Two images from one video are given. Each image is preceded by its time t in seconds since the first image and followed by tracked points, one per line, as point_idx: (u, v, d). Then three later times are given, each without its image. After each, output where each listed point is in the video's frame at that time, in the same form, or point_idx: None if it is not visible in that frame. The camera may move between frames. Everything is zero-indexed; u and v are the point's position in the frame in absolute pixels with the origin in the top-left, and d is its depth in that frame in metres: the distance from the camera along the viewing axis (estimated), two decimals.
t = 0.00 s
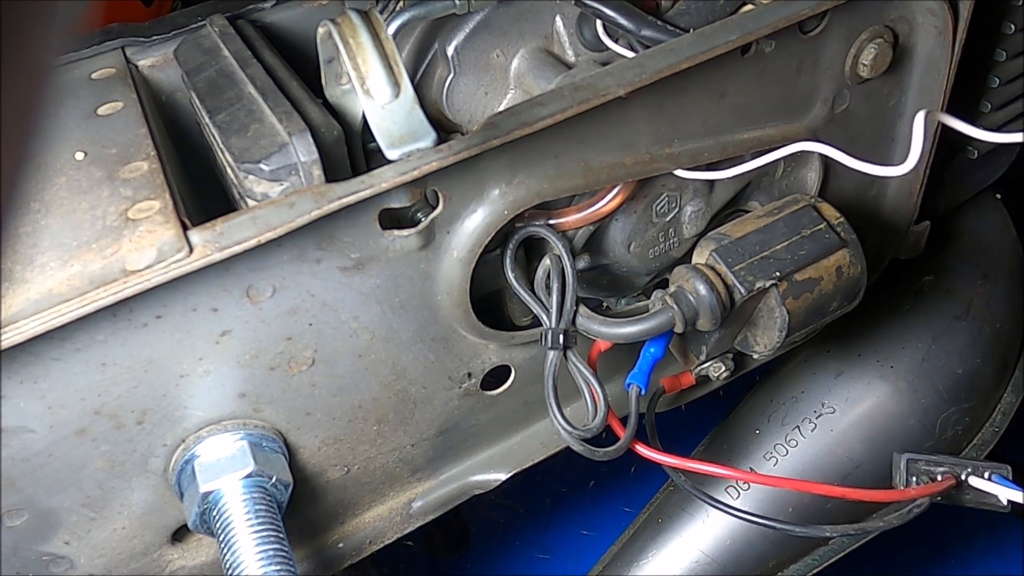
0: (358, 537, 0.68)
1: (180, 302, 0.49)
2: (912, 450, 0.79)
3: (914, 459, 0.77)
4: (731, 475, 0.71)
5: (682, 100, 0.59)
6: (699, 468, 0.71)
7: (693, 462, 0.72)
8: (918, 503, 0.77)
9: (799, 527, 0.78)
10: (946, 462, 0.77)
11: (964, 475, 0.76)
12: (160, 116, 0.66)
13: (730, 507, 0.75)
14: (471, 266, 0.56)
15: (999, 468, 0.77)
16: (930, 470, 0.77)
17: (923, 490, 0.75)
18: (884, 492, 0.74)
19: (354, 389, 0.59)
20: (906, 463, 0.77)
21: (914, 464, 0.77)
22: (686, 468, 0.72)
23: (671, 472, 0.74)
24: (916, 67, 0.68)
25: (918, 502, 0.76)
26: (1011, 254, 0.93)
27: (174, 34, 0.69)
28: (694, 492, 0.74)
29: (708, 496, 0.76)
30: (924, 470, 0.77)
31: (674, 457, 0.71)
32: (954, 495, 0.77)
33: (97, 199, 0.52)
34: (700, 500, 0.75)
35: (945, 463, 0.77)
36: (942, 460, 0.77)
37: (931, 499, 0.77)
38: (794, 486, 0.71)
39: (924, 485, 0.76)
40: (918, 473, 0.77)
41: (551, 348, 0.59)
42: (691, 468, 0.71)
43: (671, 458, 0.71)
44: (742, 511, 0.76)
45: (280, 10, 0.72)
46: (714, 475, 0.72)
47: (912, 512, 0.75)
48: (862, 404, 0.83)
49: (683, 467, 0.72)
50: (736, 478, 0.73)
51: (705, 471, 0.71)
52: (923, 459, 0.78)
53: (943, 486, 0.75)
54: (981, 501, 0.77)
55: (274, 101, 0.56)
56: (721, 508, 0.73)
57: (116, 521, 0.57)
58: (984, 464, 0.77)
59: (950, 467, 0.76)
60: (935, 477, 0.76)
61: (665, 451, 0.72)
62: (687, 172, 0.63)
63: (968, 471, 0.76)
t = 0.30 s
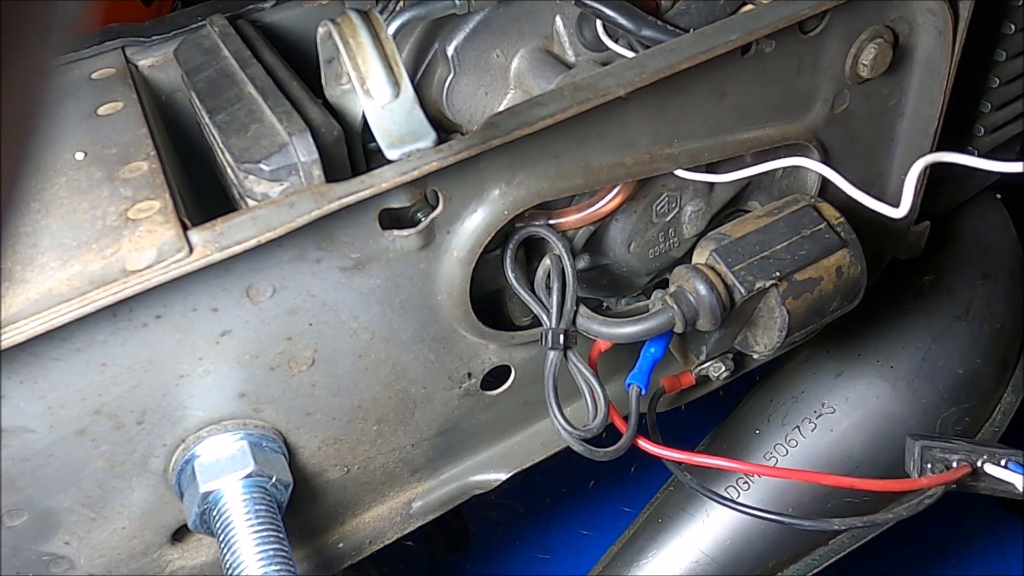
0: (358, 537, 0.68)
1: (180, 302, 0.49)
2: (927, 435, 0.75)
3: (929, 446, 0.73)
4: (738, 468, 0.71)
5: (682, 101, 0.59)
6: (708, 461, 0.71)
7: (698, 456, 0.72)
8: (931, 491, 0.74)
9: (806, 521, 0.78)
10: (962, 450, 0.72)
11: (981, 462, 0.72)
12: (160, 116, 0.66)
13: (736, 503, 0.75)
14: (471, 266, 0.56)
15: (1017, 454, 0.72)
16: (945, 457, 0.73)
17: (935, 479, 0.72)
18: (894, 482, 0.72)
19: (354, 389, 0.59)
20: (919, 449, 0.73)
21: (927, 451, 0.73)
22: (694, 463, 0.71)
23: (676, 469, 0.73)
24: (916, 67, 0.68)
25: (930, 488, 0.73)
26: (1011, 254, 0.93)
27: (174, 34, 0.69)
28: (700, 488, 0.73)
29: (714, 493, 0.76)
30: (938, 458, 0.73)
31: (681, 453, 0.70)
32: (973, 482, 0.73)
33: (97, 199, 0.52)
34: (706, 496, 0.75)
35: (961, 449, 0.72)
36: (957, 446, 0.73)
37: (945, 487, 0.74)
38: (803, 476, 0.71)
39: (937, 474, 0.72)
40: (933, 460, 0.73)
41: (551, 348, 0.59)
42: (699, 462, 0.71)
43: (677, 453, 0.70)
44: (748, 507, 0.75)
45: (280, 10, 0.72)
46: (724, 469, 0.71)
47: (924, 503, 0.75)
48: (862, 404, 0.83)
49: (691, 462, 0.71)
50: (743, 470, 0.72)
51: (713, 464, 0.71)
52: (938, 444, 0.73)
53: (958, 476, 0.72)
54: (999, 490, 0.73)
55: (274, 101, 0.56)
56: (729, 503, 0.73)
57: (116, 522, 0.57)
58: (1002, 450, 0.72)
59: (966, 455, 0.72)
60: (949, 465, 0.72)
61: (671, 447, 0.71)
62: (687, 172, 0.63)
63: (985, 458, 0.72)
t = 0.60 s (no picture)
0: (358, 537, 0.68)
1: (180, 302, 0.49)
2: (923, 411, 0.72)
3: (929, 422, 0.71)
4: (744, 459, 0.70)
5: (682, 101, 0.59)
6: (715, 454, 0.70)
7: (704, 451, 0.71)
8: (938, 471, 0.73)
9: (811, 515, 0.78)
10: (963, 423, 0.70)
11: (983, 434, 0.69)
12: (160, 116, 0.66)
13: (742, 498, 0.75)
14: (471, 266, 0.56)
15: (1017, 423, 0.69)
16: (947, 433, 0.70)
17: (938, 458, 0.69)
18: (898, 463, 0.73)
19: (354, 389, 0.59)
20: (920, 427, 0.71)
21: (929, 428, 0.70)
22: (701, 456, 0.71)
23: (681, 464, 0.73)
24: (916, 67, 0.68)
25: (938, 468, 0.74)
26: (1011, 254, 0.93)
27: (174, 35, 0.69)
28: (706, 482, 0.73)
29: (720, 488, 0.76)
30: (940, 434, 0.70)
31: (687, 446, 0.70)
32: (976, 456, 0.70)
33: (97, 199, 0.52)
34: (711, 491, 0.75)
35: (962, 424, 0.70)
36: (958, 421, 0.70)
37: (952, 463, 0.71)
38: (809, 465, 0.71)
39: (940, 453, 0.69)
40: (934, 437, 0.70)
41: (551, 348, 0.59)
42: (705, 455, 0.70)
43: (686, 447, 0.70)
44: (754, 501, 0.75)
45: (280, 10, 0.72)
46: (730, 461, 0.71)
47: (931, 489, 0.76)
48: (862, 404, 0.83)
49: (697, 456, 0.71)
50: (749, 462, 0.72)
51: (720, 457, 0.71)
52: (937, 420, 0.71)
53: (960, 452, 0.69)
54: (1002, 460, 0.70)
55: (274, 101, 0.56)
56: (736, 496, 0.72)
57: (116, 522, 0.57)
58: (1002, 421, 0.70)
59: (968, 428, 0.69)
60: (952, 440, 0.70)
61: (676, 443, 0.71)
62: (686, 173, 0.63)
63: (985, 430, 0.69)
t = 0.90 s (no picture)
0: (358, 537, 0.68)
1: (180, 302, 0.49)
2: (934, 413, 0.73)
3: (939, 426, 0.71)
4: (744, 461, 0.70)
5: (682, 101, 0.59)
6: (715, 455, 0.70)
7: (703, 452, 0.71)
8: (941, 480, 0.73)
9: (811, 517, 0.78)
10: (974, 428, 0.70)
11: (993, 439, 0.69)
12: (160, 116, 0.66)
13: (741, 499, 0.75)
14: (471, 266, 0.56)
15: None
16: (957, 438, 0.70)
17: (944, 463, 0.69)
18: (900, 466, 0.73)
19: (354, 389, 0.59)
20: (930, 430, 0.71)
21: (938, 432, 0.71)
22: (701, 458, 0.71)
23: (681, 465, 0.73)
24: (916, 67, 0.68)
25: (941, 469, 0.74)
26: (1011, 254, 0.93)
27: (174, 34, 0.69)
28: (705, 483, 0.73)
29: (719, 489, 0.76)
30: (950, 439, 0.70)
31: (687, 447, 0.70)
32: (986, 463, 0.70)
33: (97, 199, 0.52)
34: (711, 492, 0.75)
35: (973, 429, 0.70)
36: (969, 425, 0.70)
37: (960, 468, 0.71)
38: (809, 467, 0.71)
39: (946, 459, 0.70)
40: (944, 442, 0.70)
41: (551, 348, 0.59)
42: (705, 457, 0.70)
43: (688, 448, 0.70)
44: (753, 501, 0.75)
45: (280, 10, 0.72)
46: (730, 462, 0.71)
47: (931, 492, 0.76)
48: (863, 404, 0.83)
49: (697, 456, 0.71)
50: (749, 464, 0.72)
51: (721, 459, 0.70)
52: (948, 425, 0.71)
53: (970, 457, 0.69)
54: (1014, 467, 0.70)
55: (274, 101, 0.56)
56: (735, 497, 0.72)
57: (116, 522, 0.57)
58: (1013, 426, 0.69)
59: (979, 433, 0.69)
60: (962, 445, 0.70)
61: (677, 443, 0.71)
62: (686, 173, 0.63)
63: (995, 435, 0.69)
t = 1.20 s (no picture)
0: (358, 537, 0.68)
1: (180, 302, 0.49)
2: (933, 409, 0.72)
3: (937, 425, 0.71)
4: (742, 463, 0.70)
5: (682, 101, 0.59)
6: (715, 455, 0.70)
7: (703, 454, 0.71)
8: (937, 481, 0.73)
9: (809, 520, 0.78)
10: (973, 427, 0.69)
11: (992, 439, 0.68)
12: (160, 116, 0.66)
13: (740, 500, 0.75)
14: (471, 266, 0.56)
15: None
16: (954, 436, 0.70)
17: (941, 464, 0.69)
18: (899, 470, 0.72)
19: (354, 389, 0.59)
20: (927, 428, 0.71)
21: (936, 431, 0.70)
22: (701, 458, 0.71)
23: (680, 467, 0.73)
24: (916, 67, 0.68)
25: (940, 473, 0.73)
26: (1011, 254, 0.93)
27: (174, 34, 0.69)
28: (704, 485, 0.73)
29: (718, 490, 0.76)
30: (947, 437, 0.70)
31: (687, 447, 0.70)
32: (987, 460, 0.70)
33: (97, 199, 0.52)
34: (710, 494, 0.74)
35: (971, 427, 0.69)
36: (967, 423, 0.70)
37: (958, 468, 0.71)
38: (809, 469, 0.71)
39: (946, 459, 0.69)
40: (942, 440, 0.70)
41: (551, 348, 0.59)
42: (705, 457, 0.70)
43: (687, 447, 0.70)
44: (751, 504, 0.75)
45: (280, 10, 0.72)
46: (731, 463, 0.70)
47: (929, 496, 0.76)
48: (862, 404, 0.83)
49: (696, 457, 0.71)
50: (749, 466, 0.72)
51: (721, 459, 0.70)
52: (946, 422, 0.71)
53: (967, 457, 0.68)
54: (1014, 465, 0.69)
55: (274, 101, 0.56)
56: (733, 498, 0.72)
57: (116, 522, 0.57)
58: (1014, 425, 0.68)
59: (977, 432, 0.69)
60: (959, 444, 0.70)
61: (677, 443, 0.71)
62: (687, 173, 0.63)
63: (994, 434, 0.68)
